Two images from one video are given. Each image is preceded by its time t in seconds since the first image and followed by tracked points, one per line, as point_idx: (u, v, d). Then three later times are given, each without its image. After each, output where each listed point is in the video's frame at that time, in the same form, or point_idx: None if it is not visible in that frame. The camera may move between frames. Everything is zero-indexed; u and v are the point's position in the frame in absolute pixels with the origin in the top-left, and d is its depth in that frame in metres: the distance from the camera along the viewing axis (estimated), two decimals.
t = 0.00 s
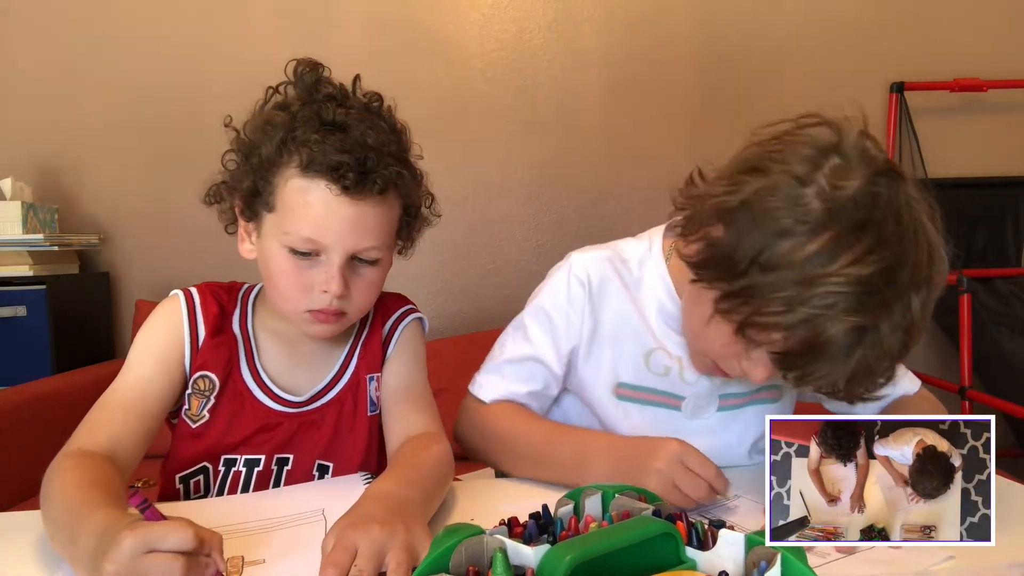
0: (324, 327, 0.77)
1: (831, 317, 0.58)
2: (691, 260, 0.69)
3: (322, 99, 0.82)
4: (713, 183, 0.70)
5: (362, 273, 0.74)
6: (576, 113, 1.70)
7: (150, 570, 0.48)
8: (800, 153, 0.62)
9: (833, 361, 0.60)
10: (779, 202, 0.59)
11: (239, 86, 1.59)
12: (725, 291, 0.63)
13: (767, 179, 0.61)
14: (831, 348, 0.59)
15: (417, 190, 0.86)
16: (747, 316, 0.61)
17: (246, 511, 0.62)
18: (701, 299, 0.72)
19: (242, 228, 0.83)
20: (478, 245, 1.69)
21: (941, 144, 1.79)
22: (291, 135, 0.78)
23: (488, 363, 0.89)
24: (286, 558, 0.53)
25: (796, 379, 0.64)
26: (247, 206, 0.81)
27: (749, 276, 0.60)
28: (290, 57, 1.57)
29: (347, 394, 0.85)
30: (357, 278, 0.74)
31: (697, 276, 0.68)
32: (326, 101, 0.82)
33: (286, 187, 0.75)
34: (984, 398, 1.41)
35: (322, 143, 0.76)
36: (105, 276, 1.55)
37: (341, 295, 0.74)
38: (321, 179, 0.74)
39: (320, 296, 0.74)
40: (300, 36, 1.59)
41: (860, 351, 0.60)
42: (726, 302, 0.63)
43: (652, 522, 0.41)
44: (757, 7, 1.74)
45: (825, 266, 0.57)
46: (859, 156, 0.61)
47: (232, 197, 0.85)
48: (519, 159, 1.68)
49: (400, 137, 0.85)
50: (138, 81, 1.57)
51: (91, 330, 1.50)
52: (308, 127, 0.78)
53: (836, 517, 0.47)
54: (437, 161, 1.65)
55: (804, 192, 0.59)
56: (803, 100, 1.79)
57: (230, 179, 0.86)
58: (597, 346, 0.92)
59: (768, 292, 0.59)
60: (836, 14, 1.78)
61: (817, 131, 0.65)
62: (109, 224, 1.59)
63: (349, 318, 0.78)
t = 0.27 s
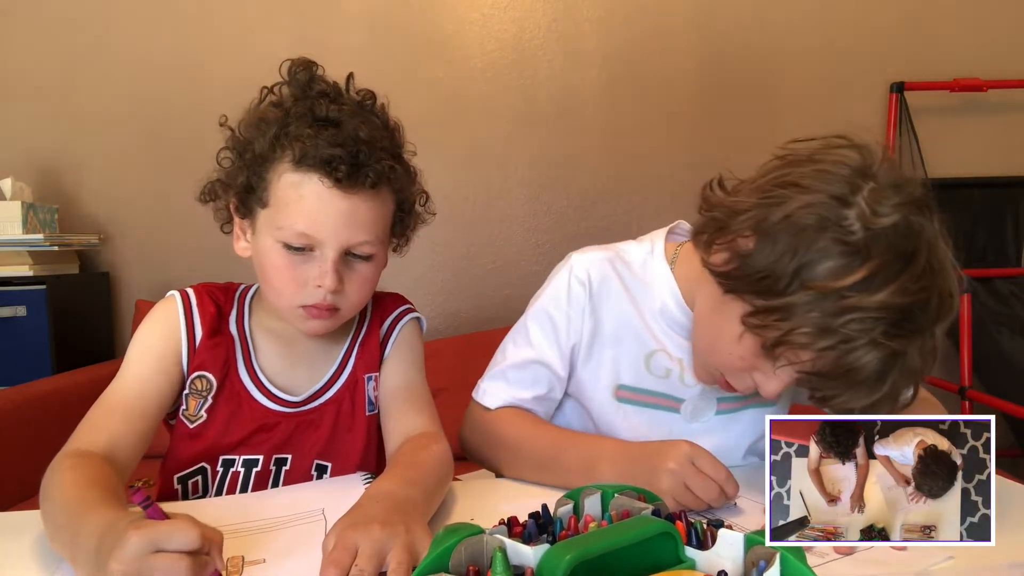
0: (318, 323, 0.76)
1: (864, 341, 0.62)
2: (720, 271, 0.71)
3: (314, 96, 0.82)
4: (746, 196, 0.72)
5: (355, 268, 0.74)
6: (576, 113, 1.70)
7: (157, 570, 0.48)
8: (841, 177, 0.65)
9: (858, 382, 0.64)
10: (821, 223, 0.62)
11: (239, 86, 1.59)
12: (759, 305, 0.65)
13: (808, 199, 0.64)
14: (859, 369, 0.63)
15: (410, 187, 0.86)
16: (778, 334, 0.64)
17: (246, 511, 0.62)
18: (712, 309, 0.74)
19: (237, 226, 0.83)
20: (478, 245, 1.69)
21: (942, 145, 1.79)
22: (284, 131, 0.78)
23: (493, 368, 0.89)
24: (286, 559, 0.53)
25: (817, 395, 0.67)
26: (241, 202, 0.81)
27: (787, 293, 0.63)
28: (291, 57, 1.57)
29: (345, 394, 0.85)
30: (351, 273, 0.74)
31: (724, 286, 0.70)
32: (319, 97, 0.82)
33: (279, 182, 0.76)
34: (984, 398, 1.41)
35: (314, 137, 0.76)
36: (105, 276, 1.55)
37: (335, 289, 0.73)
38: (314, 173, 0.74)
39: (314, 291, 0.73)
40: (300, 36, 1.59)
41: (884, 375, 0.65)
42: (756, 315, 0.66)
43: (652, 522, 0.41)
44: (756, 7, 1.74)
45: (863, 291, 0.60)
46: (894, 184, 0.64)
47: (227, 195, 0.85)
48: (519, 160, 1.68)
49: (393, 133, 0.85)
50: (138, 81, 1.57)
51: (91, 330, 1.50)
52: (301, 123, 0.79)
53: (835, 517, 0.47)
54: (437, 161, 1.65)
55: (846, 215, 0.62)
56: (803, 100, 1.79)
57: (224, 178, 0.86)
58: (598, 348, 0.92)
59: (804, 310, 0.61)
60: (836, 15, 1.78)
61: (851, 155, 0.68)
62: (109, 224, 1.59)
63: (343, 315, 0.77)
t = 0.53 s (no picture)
0: (316, 319, 0.76)
1: (871, 354, 0.63)
2: (728, 276, 0.71)
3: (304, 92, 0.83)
4: (757, 201, 0.72)
5: (352, 262, 0.74)
6: (576, 113, 1.70)
7: (159, 569, 0.48)
8: (853, 186, 0.65)
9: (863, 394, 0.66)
10: (833, 234, 0.62)
11: (239, 86, 1.59)
12: (765, 315, 0.66)
13: (821, 209, 0.64)
14: (864, 382, 0.64)
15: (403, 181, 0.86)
16: (786, 346, 0.64)
17: (246, 511, 0.62)
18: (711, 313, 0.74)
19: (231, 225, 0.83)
20: (478, 245, 1.69)
21: (942, 144, 1.79)
22: (276, 126, 0.79)
23: (496, 365, 0.89)
24: (286, 558, 0.53)
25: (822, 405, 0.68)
26: (235, 201, 0.81)
27: (796, 304, 0.63)
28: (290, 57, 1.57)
29: (343, 394, 0.85)
30: (348, 267, 0.74)
31: (730, 293, 0.70)
32: (310, 93, 0.82)
33: (274, 178, 0.76)
34: (984, 398, 1.40)
35: (308, 132, 0.77)
36: (105, 276, 1.55)
37: (333, 283, 0.73)
38: (308, 167, 0.74)
39: (312, 286, 0.73)
40: (300, 36, 1.59)
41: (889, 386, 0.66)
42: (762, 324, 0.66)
43: (652, 522, 0.41)
44: (757, 7, 1.74)
45: (872, 305, 0.61)
46: (906, 194, 0.64)
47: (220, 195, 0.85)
48: (519, 160, 1.68)
49: (385, 128, 0.86)
50: (138, 81, 1.57)
51: (91, 330, 1.50)
52: (293, 118, 0.79)
53: (835, 517, 0.47)
54: (437, 161, 1.65)
55: (859, 227, 0.62)
56: (803, 100, 1.79)
57: (218, 177, 0.86)
58: (601, 347, 0.92)
59: (813, 322, 0.62)
60: (836, 15, 1.78)
61: (863, 163, 0.68)
62: (109, 224, 1.59)
63: (340, 310, 0.77)
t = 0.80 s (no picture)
0: (305, 299, 0.75)
1: (872, 360, 0.63)
2: (729, 277, 0.71)
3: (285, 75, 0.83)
4: (761, 202, 0.72)
5: (339, 238, 0.74)
6: (576, 113, 1.70)
7: (164, 564, 0.48)
8: (857, 190, 0.65)
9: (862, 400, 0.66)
10: (837, 238, 0.62)
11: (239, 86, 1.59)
12: (766, 318, 0.65)
13: (825, 212, 0.64)
14: (864, 388, 0.64)
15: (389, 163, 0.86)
16: (786, 349, 0.64)
17: (247, 510, 0.62)
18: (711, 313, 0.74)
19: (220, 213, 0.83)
20: (478, 245, 1.69)
21: (941, 144, 1.79)
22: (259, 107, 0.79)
23: (497, 366, 0.89)
24: (285, 558, 0.53)
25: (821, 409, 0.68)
26: (224, 187, 0.81)
27: (798, 307, 0.63)
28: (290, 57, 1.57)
29: (342, 388, 0.85)
30: (335, 244, 0.74)
31: (732, 294, 0.70)
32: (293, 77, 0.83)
33: (258, 156, 0.76)
34: (984, 398, 1.40)
35: (290, 109, 0.78)
36: (105, 276, 1.55)
37: (319, 259, 0.73)
38: (291, 142, 0.75)
39: (299, 262, 0.73)
40: (300, 35, 1.59)
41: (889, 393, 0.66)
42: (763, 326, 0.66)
43: (652, 522, 0.41)
44: (757, 7, 1.75)
45: (874, 311, 0.61)
46: (909, 201, 0.65)
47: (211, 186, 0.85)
48: (519, 160, 1.68)
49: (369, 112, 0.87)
50: (138, 81, 1.57)
51: (91, 330, 1.50)
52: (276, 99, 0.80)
53: (835, 517, 0.47)
54: (437, 162, 1.65)
55: (862, 231, 0.62)
56: (802, 100, 1.79)
57: (209, 167, 0.86)
58: (601, 347, 0.92)
59: (815, 326, 0.62)
60: (836, 15, 1.78)
61: (868, 167, 0.68)
62: (109, 224, 1.59)
63: (330, 290, 0.76)
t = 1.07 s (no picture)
0: (307, 296, 0.75)
1: (878, 363, 0.63)
2: (736, 278, 0.71)
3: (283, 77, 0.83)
4: (770, 202, 0.72)
5: (342, 237, 0.74)
6: (576, 113, 1.70)
7: (151, 565, 0.49)
8: (866, 193, 0.65)
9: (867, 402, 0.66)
10: (845, 240, 0.62)
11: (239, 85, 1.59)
12: (772, 319, 0.65)
13: (833, 214, 0.64)
14: (870, 391, 0.64)
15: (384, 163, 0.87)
16: (792, 351, 0.64)
17: (248, 510, 0.62)
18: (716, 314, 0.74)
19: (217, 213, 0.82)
20: (478, 245, 1.69)
21: (941, 144, 1.79)
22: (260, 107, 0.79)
23: (499, 367, 0.89)
24: (286, 558, 0.53)
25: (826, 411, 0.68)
26: (223, 187, 0.80)
27: (805, 310, 0.63)
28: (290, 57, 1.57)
29: (338, 388, 0.85)
30: (339, 244, 0.74)
31: (738, 294, 0.70)
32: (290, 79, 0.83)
33: (261, 155, 0.76)
34: (984, 398, 1.41)
35: (292, 108, 0.78)
36: (105, 276, 1.55)
37: (324, 257, 0.73)
38: (296, 140, 0.75)
39: (303, 259, 0.73)
40: (300, 35, 1.59)
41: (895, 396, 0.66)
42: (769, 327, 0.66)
43: (653, 522, 0.41)
44: (757, 7, 1.75)
45: (881, 314, 0.61)
46: (919, 203, 0.65)
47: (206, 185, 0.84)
48: (519, 159, 1.68)
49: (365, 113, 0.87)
50: (138, 82, 1.57)
51: (90, 330, 1.50)
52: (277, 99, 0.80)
53: (836, 517, 0.47)
54: (437, 161, 1.65)
55: (870, 233, 0.62)
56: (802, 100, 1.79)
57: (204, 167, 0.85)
58: (603, 348, 0.92)
59: (821, 328, 0.62)
60: (835, 15, 1.78)
61: (877, 169, 0.68)
62: (109, 224, 1.59)
63: (332, 288, 0.77)
